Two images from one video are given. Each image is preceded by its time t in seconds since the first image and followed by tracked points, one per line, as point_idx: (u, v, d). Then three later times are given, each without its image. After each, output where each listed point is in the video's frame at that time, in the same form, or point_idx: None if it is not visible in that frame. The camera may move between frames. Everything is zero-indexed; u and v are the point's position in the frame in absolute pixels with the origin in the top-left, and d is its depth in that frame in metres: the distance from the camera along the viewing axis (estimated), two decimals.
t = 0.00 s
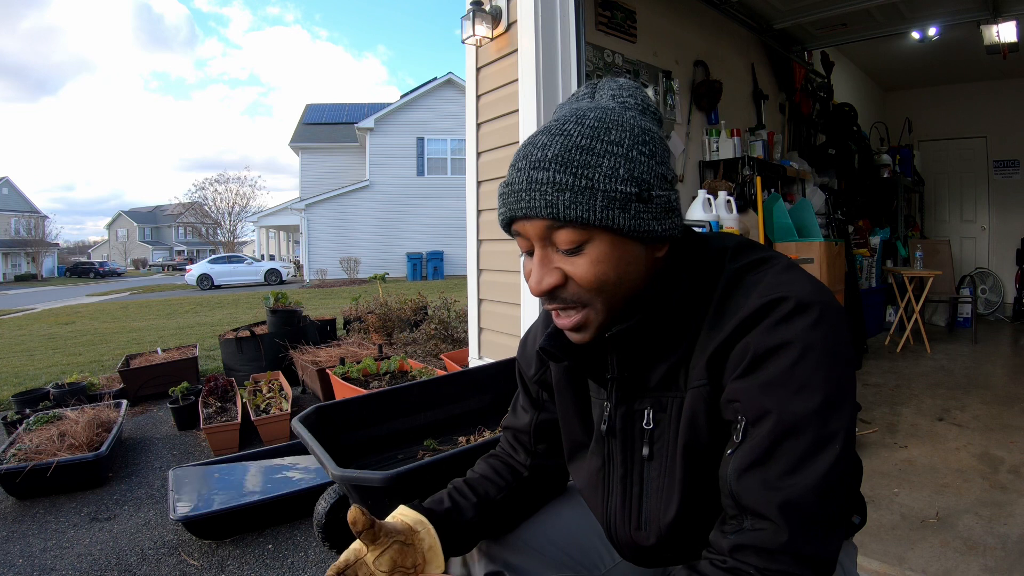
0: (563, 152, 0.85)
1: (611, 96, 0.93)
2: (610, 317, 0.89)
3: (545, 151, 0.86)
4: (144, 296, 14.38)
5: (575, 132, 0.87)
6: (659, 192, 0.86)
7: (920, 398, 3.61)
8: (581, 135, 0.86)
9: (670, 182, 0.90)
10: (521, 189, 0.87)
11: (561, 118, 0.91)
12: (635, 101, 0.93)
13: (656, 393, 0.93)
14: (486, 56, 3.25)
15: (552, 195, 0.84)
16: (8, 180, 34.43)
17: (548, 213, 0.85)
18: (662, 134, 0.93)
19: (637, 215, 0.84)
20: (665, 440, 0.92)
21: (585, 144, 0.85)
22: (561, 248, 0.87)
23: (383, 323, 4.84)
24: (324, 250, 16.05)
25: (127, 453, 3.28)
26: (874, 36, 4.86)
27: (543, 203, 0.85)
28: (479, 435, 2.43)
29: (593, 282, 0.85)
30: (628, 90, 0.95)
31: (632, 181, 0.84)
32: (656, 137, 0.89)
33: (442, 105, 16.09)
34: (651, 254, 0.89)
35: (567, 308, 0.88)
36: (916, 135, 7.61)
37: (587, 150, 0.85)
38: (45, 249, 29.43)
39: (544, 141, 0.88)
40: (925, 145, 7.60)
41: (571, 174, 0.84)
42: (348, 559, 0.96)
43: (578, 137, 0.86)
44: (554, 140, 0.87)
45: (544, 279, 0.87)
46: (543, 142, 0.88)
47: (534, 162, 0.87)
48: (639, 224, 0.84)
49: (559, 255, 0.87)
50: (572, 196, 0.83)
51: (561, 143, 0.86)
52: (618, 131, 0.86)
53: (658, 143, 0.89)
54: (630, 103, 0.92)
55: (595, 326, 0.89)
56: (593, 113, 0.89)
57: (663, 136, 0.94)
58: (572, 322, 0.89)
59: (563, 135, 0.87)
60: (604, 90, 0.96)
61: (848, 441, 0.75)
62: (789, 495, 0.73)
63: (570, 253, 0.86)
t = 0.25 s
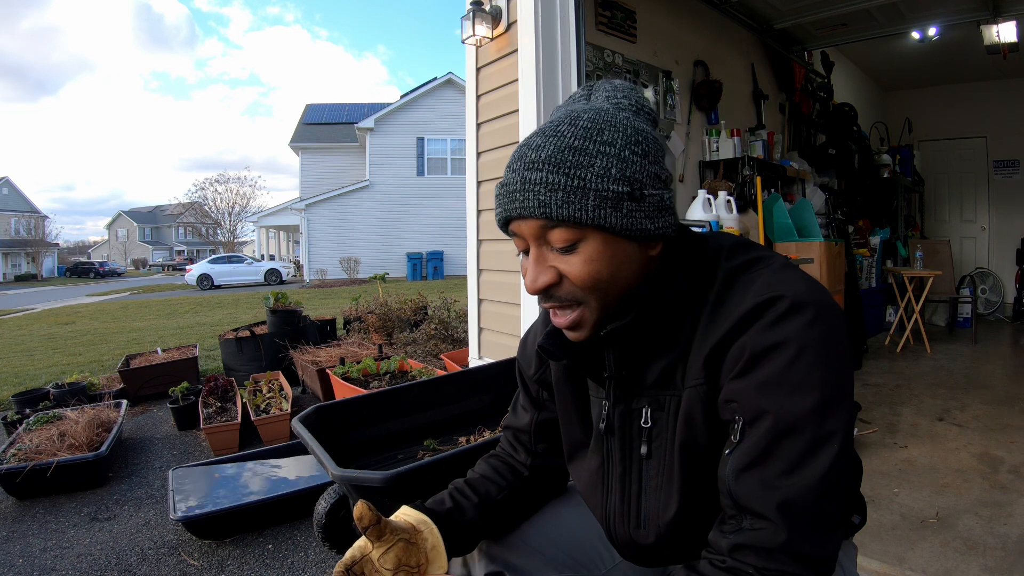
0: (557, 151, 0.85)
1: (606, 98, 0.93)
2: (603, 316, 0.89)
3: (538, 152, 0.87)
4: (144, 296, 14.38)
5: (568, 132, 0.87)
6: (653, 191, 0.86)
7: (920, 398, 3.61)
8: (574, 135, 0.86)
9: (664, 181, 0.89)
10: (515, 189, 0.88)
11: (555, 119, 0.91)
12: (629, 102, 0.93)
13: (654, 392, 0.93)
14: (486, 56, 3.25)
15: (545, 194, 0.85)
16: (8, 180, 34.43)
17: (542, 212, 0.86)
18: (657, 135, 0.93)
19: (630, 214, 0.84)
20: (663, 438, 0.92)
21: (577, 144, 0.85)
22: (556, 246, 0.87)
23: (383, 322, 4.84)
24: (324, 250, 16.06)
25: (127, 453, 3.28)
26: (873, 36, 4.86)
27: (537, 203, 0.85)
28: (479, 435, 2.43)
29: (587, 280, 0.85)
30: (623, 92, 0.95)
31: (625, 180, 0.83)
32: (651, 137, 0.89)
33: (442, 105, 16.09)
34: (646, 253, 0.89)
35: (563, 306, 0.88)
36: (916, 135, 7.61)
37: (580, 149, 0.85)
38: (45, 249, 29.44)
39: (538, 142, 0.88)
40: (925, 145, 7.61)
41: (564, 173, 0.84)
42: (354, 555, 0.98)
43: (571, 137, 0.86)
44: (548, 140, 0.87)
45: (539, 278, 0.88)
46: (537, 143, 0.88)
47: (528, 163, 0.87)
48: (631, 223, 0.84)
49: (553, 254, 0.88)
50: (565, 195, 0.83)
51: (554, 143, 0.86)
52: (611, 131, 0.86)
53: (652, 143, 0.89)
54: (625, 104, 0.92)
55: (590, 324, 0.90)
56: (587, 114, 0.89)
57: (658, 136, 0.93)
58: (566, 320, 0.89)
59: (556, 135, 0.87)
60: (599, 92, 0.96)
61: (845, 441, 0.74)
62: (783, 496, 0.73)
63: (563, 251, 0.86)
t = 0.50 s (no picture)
0: (553, 145, 0.86)
1: (602, 95, 0.94)
2: (601, 307, 0.89)
3: (535, 146, 0.87)
4: (144, 296, 14.38)
5: (565, 127, 0.87)
6: (649, 184, 0.86)
7: (920, 398, 3.61)
8: (570, 129, 0.86)
9: (661, 175, 0.89)
10: (513, 183, 0.88)
11: (552, 116, 0.91)
12: (625, 99, 0.93)
13: (651, 389, 0.93)
14: (486, 56, 3.25)
15: (542, 187, 0.85)
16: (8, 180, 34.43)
17: (539, 205, 0.86)
18: (654, 130, 0.93)
19: (626, 205, 0.84)
20: (661, 436, 0.92)
21: (574, 138, 0.85)
22: (554, 238, 0.87)
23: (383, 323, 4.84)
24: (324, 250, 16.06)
25: (127, 453, 3.28)
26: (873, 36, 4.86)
27: (534, 195, 0.86)
28: (479, 435, 2.43)
29: (585, 271, 0.85)
30: (620, 90, 0.95)
31: (621, 173, 0.83)
32: (647, 132, 0.89)
33: (442, 105, 16.09)
34: (644, 245, 0.89)
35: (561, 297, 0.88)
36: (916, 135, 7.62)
37: (576, 143, 0.85)
38: (45, 249, 29.45)
39: (535, 137, 0.89)
40: (925, 145, 7.61)
41: (561, 166, 0.84)
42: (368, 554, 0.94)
43: (567, 132, 0.86)
44: (545, 135, 0.88)
45: (537, 270, 0.88)
46: (534, 138, 0.88)
47: (525, 157, 0.87)
48: (628, 215, 0.84)
49: (551, 246, 0.88)
50: (561, 187, 0.83)
51: (551, 138, 0.87)
52: (607, 126, 0.86)
53: (648, 138, 0.89)
54: (621, 100, 0.92)
55: (589, 315, 0.89)
56: (583, 110, 0.89)
57: (655, 132, 0.93)
58: (565, 312, 0.89)
59: (553, 131, 0.88)
60: (596, 90, 0.96)
61: (842, 439, 0.74)
62: (780, 494, 0.73)
63: (561, 243, 0.86)
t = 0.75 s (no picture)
0: (571, 130, 0.88)
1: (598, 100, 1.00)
2: (630, 291, 0.87)
3: (553, 133, 0.89)
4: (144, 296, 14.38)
5: (578, 116, 0.91)
6: (660, 168, 0.90)
7: (920, 398, 3.61)
8: (584, 117, 0.90)
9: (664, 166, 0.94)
10: (535, 166, 0.88)
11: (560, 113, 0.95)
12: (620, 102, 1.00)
13: (652, 390, 0.93)
14: (486, 56, 3.25)
15: (568, 165, 0.86)
16: (8, 180, 34.43)
17: (564, 186, 0.86)
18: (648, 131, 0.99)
19: (647, 182, 0.87)
20: (661, 437, 0.92)
21: (590, 123, 0.89)
22: (581, 219, 0.87)
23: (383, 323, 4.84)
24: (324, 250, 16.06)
25: (127, 454, 3.28)
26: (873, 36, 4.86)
27: (561, 174, 0.86)
28: (479, 435, 2.43)
29: (616, 247, 0.84)
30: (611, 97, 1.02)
31: (637, 153, 0.87)
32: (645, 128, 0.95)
33: (442, 105, 16.09)
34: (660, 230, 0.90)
35: (592, 280, 0.85)
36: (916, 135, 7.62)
37: (593, 127, 0.88)
38: (46, 249, 29.45)
39: (550, 127, 0.91)
40: (925, 145, 7.61)
41: (583, 145, 0.86)
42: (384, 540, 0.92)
43: (583, 119, 0.90)
44: (560, 124, 0.90)
45: (568, 252, 0.86)
46: (549, 128, 0.91)
47: (544, 144, 0.89)
48: (650, 190, 0.86)
49: (578, 228, 0.87)
50: (588, 163, 0.85)
51: (567, 125, 0.90)
52: (616, 115, 0.91)
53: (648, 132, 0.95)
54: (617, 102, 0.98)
55: (617, 301, 0.87)
56: (590, 104, 0.94)
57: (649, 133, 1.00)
58: (596, 298, 0.86)
59: (567, 120, 0.91)
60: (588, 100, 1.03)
61: (837, 440, 0.74)
62: (774, 495, 0.73)
63: (590, 223, 0.86)
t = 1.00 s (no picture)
0: (643, 105, 0.89)
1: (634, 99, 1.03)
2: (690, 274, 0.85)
3: (625, 104, 0.89)
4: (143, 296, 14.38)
5: (642, 98, 0.92)
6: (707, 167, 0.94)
7: (920, 398, 3.61)
8: (649, 100, 0.92)
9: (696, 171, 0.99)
10: (612, 129, 0.86)
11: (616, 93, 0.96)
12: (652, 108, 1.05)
13: (668, 390, 0.93)
14: (486, 56, 3.25)
15: (648, 134, 0.85)
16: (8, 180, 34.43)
17: (641, 154, 0.85)
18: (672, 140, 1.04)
19: (708, 173, 0.90)
20: (676, 438, 0.92)
21: (657, 105, 0.91)
22: (650, 191, 0.85)
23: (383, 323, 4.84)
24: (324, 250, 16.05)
25: (127, 454, 3.28)
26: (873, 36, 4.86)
27: (640, 140, 0.85)
28: (479, 435, 2.43)
29: (689, 224, 0.83)
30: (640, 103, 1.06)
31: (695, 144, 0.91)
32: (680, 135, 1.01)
33: (442, 105, 16.08)
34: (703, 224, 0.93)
35: (662, 254, 0.82)
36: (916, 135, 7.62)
37: (661, 109, 0.90)
38: (46, 249, 29.45)
39: (618, 99, 0.91)
40: (925, 145, 7.61)
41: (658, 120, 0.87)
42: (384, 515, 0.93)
43: (649, 101, 0.92)
44: (627, 100, 0.90)
45: (642, 222, 0.82)
46: (617, 100, 0.90)
47: (617, 111, 0.88)
48: (708, 181, 0.89)
49: (649, 200, 0.84)
50: (667, 136, 0.85)
51: (636, 101, 0.90)
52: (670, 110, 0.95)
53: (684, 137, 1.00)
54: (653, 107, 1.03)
55: (679, 281, 0.84)
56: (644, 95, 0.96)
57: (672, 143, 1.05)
58: (665, 274, 0.82)
59: (633, 98, 0.92)
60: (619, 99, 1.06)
61: (854, 445, 0.75)
62: (789, 498, 0.73)
63: (660, 196, 0.84)
